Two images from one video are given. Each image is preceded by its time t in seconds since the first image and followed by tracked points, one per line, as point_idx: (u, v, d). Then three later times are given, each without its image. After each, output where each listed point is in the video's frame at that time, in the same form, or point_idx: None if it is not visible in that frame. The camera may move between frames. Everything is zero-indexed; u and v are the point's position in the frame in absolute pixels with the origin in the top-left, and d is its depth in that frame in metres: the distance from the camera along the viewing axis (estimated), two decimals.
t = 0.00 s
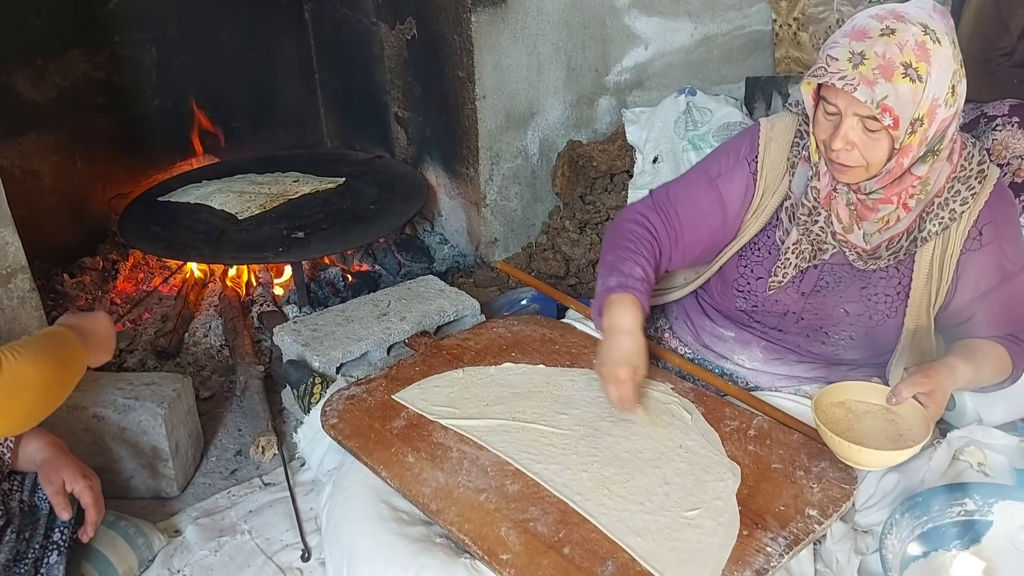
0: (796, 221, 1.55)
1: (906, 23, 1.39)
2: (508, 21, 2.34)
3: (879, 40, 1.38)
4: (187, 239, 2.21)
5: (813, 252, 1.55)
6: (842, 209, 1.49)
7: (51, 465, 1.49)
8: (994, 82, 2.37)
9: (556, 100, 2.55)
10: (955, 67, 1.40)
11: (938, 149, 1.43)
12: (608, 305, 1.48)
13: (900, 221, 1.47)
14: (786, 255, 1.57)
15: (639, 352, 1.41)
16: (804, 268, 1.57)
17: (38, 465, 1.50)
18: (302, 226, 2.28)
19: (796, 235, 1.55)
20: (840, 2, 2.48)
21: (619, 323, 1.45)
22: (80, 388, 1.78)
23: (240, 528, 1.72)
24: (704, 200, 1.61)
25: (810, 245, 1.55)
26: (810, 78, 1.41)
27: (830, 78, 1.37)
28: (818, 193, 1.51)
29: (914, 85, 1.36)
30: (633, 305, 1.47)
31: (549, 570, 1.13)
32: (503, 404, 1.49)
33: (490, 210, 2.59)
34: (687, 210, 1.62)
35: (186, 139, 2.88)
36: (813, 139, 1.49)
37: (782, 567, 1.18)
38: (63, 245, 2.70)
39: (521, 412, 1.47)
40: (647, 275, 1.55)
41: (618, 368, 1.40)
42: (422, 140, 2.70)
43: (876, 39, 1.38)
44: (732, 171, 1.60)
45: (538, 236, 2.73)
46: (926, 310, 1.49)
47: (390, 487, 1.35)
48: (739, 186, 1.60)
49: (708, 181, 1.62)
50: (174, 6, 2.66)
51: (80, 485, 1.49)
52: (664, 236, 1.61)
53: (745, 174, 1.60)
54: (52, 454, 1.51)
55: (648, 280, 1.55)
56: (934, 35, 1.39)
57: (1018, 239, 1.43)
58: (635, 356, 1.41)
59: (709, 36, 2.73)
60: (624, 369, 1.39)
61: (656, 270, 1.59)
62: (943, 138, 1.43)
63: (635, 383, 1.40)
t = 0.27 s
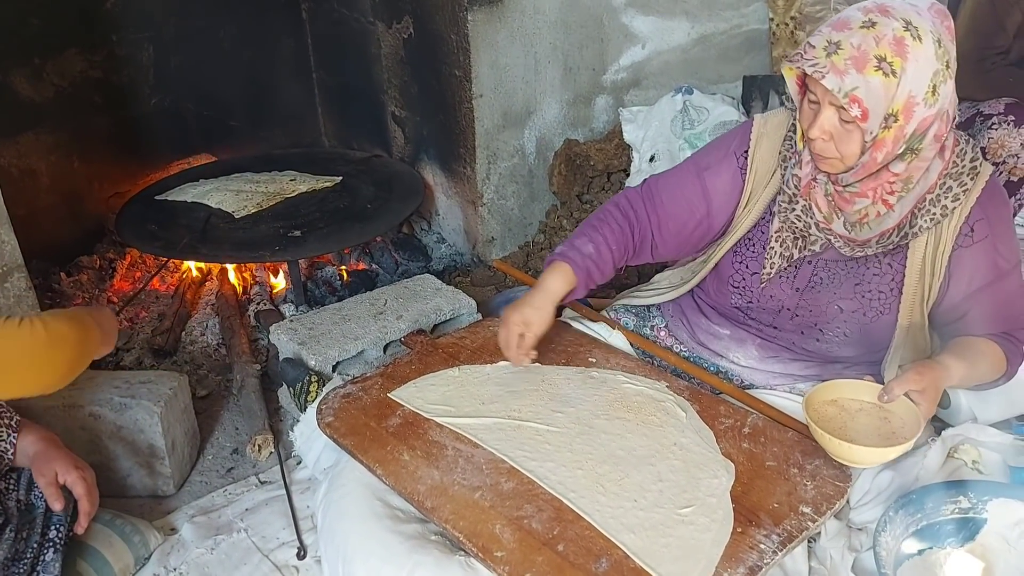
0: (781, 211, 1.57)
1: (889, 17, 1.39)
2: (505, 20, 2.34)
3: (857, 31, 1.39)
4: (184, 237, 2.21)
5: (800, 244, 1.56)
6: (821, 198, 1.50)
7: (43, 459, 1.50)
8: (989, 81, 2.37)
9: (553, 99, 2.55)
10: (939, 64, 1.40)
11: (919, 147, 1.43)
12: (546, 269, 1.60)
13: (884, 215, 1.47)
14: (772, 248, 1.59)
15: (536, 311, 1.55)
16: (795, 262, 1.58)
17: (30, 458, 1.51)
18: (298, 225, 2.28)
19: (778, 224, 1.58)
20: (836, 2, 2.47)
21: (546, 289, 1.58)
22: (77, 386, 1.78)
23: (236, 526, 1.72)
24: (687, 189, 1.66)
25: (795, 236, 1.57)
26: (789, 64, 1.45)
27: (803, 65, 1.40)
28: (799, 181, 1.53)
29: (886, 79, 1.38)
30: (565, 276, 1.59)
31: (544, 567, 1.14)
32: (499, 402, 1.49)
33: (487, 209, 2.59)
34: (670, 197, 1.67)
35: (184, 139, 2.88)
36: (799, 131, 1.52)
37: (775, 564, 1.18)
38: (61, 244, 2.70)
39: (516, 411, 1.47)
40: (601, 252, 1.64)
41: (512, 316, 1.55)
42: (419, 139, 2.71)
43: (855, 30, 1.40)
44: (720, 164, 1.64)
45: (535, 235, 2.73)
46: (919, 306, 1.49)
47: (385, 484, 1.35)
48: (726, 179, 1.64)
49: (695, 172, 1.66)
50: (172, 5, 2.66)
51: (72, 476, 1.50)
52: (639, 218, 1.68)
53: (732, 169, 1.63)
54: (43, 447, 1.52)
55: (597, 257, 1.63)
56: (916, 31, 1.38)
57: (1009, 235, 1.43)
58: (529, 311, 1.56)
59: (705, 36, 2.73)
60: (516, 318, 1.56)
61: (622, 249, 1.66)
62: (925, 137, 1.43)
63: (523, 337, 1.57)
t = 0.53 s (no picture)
0: (770, 202, 1.58)
1: (865, 5, 1.40)
2: (507, 20, 2.35)
3: (833, 19, 1.40)
4: (187, 237, 2.22)
5: (789, 235, 1.57)
6: (806, 189, 1.52)
7: (47, 448, 1.53)
8: (990, 82, 2.39)
9: (554, 99, 2.56)
10: (915, 51, 1.40)
11: (900, 135, 1.43)
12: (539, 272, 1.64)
13: (870, 204, 1.48)
14: (762, 241, 1.60)
15: (536, 312, 1.58)
16: (787, 256, 1.59)
17: (33, 450, 1.54)
18: (301, 225, 2.28)
19: (766, 216, 1.59)
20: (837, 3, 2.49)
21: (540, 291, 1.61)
22: (81, 386, 1.79)
23: (239, 525, 1.73)
24: (679, 187, 1.68)
25: (784, 228, 1.58)
26: (767, 52, 1.45)
27: (780, 53, 1.41)
28: (785, 172, 1.55)
29: (861, 65, 1.38)
30: (559, 279, 1.62)
31: (546, 565, 1.14)
32: (501, 401, 1.50)
33: (488, 209, 2.59)
34: (662, 196, 1.69)
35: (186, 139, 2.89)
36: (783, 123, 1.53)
37: (777, 563, 1.18)
38: (64, 244, 2.71)
39: (518, 410, 1.48)
40: (594, 253, 1.67)
41: (511, 322, 1.57)
42: (421, 139, 2.71)
43: (830, 18, 1.40)
44: (710, 162, 1.66)
45: (537, 235, 2.74)
46: (913, 295, 1.50)
47: (387, 483, 1.35)
48: (716, 176, 1.66)
49: (685, 171, 1.68)
50: (175, 6, 2.67)
51: (75, 463, 1.53)
52: (632, 218, 1.70)
53: (721, 165, 1.66)
54: (47, 437, 1.55)
55: (588, 258, 1.66)
56: (891, 18, 1.38)
57: (999, 222, 1.43)
58: (529, 313, 1.58)
59: (707, 36, 2.71)
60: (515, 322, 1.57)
61: (615, 249, 1.69)
62: (906, 125, 1.42)
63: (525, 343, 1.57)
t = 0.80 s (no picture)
0: (759, 199, 1.60)
1: None
2: (509, 22, 2.35)
3: (804, 13, 1.43)
4: (190, 239, 2.22)
5: (778, 232, 1.58)
6: (793, 182, 1.54)
7: (53, 445, 1.55)
8: (991, 82, 2.40)
9: (557, 100, 2.56)
10: (889, 38, 1.42)
11: (880, 121, 1.45)
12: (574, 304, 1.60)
13: (856, 194, 1.49)
14: (752, 238, 1.61)
15: (590, 338, 1.51)
16: (776, 251, 1.59)
17: (39, 449, 1.55)
18: (303, 226, 2.29)
19: (755, 214, 1.60)
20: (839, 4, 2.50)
21: (585, 319, 1.56)
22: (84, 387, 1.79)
23: (243, 526, 1.73)
24: (682, 198, 1.68)
25: (773, 225, 1.59)
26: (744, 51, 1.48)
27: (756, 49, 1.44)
28: (771, 169, 1.57)
29: (837, 53, 1.39)
30: (599, 306, 1.59)
31: (550, 566, 1.14)
32: (503, 402, 1.50)
33: (490, 210, 2.59)
34: (670, 210, 1.69)
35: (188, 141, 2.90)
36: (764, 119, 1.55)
37: (780, 564, 1.18)
38: (66, 246, 2.71)
39: (521, 411, 1.48)
40: (622, 277, 1.65)
41: (567, 348, 1.48)
42: (422, 140, 2.72)
43: (802, 13, 1.43)
44: (704, 166, 1.67)
45: (539, 236, 2.74)
46: (903, 284, 1.51)
47: (391, 484, 1.36)
48: (713, 179, 1.66)
49: (684, 180, 1.69)
50: (177, 8, 2.68)
51: (81, 462, 1.55)
52: (646, 236, 1.69)
53: (717, 169, 1.66)
54: (52, 436, 1.57)
55: (621, 282, 1.64)
56: (861, 7, 1.41)
57: (985, 208, 1.44)
58: (583, 340, 1.51)
59: (709, 37, 2.74)
60: (570, 348, 1.48)
61: (638, 271, 1.68)
62: (885, 111, 1.44)
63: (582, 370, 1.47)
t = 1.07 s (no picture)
0: (753, 198, 1.60)
1: None
2: (510, 22, 2.35)
3: (789, 9, 1.43)
4: (190, 240, 2.22)
5: (773, 231, 1.58)
6: (786, 180, 1.54)
7: (52, 448, 1.53)
8: (992, 83, 2.40)
9: (557, 101, 2.56)
10: (872, 29, 1.42)
11: (869, 113, 1.45)
12: (616, 318, 1.55)
13: (849, 189, 1.49)
14: (746, 238, 1.61)
15: (645, 347, 1.46)
16: (773, 250, 1.59)
17: (38, 452, 1.53)
18: (304, 227, 2.28)
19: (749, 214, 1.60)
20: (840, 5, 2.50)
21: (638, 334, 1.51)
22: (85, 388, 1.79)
23: (243, 528, 1.72)
24: (695, 202, 1.66)
25: (768, 223, 1.59)
26: (732, 49, 1.48)
27: (744, 46, 1.43)
28: (764, 168, 1.58)
29: (825, 46, 1.39)
30: (643, 317, 1.54)
31: (551, 568, 1.14)
32: (504, 404, 1.50)
33: (491, 211, 2.59)
34: (685, 214, 1.66)
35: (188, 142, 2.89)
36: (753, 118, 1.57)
37: (782, 565, 1.18)
38: (66, 247, 2.71)
39: (522, 412, 1.47)
40: (657, 285, 1.61)
41: (625, 362, 1.42)
42: (423, 141, 2.71)
43: (787, 8, 1.43)
44: (706, 168, 1.66)
45: (540, 237, 2.74)
46: (898, 278, 1.51)
47: (391, 485, 1.35)
48: (718, 180, 1.65)
49: (691, 185, 1.67)
50: (178, 8, 2.67)
51: (81, 466, 1.53)
52: (668, 243, 1.66)
53: (720, 170, 1.65)
54: (52, 440, 1.54)
55: (654, 291, 1.60)
56: None
57: (975, 199, 1.44)
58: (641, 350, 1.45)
59: (710, 37, 2.73)
60: (631, 360, 1.42)
61: (669, 279, 1.64)
62: (873, 103, 1.45)
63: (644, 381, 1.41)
